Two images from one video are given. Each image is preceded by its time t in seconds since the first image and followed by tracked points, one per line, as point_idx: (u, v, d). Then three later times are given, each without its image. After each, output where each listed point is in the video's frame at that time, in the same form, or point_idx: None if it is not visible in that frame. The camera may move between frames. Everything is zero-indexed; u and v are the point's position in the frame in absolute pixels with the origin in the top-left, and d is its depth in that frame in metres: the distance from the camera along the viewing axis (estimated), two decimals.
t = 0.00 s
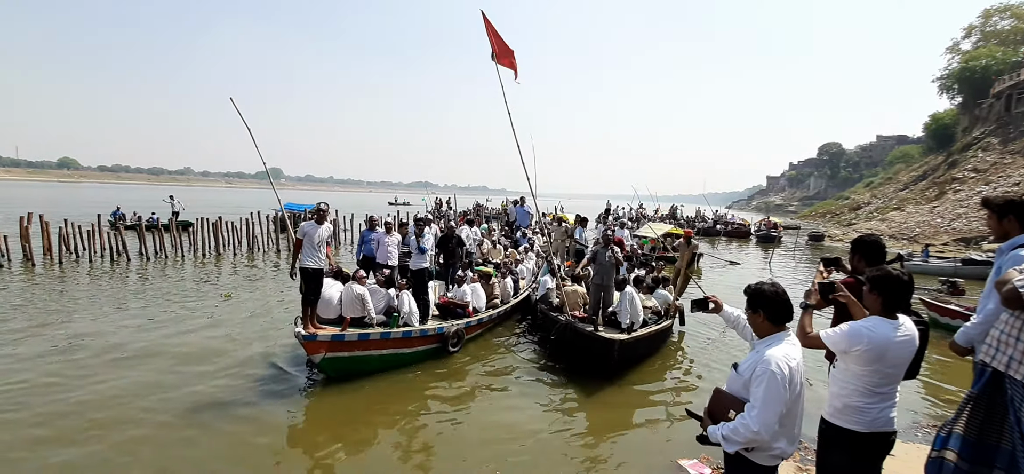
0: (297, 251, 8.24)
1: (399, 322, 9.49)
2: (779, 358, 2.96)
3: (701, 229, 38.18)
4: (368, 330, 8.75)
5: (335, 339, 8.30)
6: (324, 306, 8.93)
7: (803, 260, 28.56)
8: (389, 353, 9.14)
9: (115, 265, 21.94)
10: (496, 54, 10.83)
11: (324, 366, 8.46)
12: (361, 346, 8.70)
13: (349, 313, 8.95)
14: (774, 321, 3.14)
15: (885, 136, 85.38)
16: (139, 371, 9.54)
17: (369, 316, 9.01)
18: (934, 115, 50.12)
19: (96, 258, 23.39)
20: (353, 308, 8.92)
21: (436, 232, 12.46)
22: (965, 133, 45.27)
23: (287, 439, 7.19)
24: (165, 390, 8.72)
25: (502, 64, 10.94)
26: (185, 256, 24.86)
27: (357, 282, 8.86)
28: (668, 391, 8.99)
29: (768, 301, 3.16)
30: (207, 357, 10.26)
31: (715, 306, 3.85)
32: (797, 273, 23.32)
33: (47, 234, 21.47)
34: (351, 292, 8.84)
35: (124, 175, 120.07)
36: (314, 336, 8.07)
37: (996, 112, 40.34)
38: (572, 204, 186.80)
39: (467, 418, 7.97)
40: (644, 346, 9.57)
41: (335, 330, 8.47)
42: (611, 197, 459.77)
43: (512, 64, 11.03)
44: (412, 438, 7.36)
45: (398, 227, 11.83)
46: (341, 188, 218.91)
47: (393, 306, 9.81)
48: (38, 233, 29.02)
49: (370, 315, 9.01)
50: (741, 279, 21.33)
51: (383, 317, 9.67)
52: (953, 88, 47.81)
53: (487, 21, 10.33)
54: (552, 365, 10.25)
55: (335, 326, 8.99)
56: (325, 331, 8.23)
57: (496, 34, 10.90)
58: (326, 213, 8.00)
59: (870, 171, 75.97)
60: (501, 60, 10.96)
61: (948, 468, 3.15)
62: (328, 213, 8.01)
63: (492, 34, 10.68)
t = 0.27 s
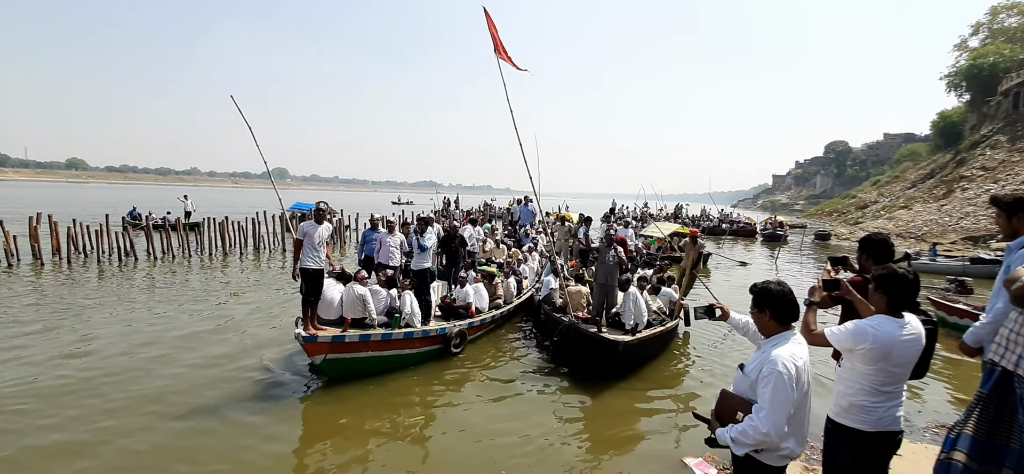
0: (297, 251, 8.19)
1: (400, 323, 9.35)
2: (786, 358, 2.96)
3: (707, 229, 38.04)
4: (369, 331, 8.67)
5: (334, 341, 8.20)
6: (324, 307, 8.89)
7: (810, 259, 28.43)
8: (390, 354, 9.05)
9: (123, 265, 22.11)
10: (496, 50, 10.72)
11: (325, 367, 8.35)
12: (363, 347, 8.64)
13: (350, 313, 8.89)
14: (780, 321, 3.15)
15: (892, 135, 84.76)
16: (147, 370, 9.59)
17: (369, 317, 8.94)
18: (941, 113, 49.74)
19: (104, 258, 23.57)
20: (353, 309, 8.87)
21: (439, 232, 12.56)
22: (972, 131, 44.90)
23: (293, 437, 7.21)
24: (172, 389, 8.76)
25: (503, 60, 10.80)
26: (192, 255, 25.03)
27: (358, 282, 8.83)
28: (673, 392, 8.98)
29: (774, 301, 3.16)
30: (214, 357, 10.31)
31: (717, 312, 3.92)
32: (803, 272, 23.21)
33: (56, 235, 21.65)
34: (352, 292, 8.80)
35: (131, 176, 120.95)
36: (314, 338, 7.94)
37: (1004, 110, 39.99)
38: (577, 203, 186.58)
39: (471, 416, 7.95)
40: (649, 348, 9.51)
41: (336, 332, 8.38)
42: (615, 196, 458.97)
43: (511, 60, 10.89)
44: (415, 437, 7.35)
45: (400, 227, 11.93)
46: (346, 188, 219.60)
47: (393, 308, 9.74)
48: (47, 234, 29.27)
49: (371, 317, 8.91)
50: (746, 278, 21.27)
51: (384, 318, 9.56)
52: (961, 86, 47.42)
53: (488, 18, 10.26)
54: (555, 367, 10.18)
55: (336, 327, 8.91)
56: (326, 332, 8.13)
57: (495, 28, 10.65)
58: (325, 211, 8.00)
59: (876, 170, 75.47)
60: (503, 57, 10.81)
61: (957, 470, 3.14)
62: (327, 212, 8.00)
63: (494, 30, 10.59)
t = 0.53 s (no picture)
0: (297, 251, 8.02)
1: (402, 324, 9.17)
2: (792, 358, 2.96)
3: (712, 228, 37.91)
4: (369, 332, 8.56)
5: (335, 342, 8.05)
6: (325, 308, 8.74)
7: (817, 258, 28.28)
8: (389, 356, 8.94)
9: (130, 264, 22.27)
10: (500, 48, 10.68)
11: (326, 368, 8.22)
12: (364, 349, 8.53)
13: (351, 315, 8.76)
14: (787, 320, 3.15)
15: (899, 133, 84.13)
16: (155, 370, 9.64)
17: (371, 318, 8.80)
18: (950, 111, 49.32)
19: (113, 257, 23.76)
20: (355, 310, 8.72)
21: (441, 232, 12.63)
22: (981, 129, 44.50)
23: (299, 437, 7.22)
24: (180, 389, 8.80)
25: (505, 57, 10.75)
26: (200, 255, 25.18)
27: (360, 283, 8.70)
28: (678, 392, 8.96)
29: (781, 300, 3.16)
30: (221, 357, 10.36)
31: (726, 313, 3.92)
32: (810, 272, 23.10)
33: (65, 234, 21.83)
34: (354, 293, 8.67)
35: (138, 176, 121.84)
36: (314, 339, 7.79)
37: (1014, 107, 39.59)
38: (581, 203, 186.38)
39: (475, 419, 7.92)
40: (654, 349, 9.39)
41: (337, 333, 8.24)
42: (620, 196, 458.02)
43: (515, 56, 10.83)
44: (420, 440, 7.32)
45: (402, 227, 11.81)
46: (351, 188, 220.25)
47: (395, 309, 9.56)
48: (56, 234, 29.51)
49: (372, 318, 8.76)
50: (753, 278, 21.19)
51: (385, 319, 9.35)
52: (970, 84, 47.00)
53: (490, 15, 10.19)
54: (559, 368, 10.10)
55: (336, 329, 8.78)
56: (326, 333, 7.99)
57: (501, 28, 10.75)
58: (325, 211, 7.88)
59: (884, 169, 74.94)
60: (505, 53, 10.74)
61: (965, 470, 3.13)
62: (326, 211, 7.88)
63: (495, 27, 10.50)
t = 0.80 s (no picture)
0: (297, 252, 7.86)
1: (404, 325, 9.02)
2: (798, 359, 2.97)
3: (719, 227, 37.76)
4: (371, 334, 8.48)
5: (336, 343, 7.96)
6: (326, 309, 8.62)
7: (824, 257, 28.13)
8: (391, 358, 8.82)
9: (140, 264, 22.47)
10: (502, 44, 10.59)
11: (328, 368, 8.13)
12: (367, 351, 8.47)
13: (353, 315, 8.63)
14: (794, 320, 3.16)
15: (908, 131, 83.44)
16: (165, 369, 9.72)
17: (373, 319, 8.68)
18: (959, 108, 48.88)
19: (121, 257, 23.96)
20: (356, 311, 8.62)
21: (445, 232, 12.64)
22: (991, 126, 44.09)
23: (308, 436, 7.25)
24: (190, 388, 8.87)
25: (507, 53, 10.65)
26: (207, 255, 25.35)
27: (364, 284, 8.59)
28: (683, 391, 8.93)
29: (789, 299, 3.16)
30: (231, 356, 10.42)
31: (739, 315, 3.90)
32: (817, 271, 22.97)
33: (75, 235, 22.04)
34: (356, 294, 8.58)
35: (146, 177, 122.76)
36: (315, 340, 7.69)
37: None
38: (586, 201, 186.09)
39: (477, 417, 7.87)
40: (660, 350, 9.26)
41: (338, 334, 8.17)
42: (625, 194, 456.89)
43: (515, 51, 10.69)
44: (425, 437, 7.29)
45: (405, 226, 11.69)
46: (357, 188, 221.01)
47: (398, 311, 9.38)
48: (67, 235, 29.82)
49: (374, 319, 8.64)
50: (760, 277, 21.10)
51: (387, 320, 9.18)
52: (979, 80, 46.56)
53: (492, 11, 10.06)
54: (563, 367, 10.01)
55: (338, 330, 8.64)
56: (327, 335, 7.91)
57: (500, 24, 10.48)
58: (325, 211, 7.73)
59: (892, 166, 74.37)
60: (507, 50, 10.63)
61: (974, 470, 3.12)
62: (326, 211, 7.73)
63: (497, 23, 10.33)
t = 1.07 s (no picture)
0: (297, 254, 7.83)
1: (406, 327, 8.96)
2: (804, 358, 2.95)
3: (724, 226, 37.61)
4: (372, 336, 8.42)
5: (336, 346, 7.93)
6: (327, 311, 8.61)
7: (831, 256, 27.97)
8: (391, 360, 8.73)
9: (147, 265, 22.64)
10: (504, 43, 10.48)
11: (328, 372, 8.11)
12: (368, 353, 8.40)
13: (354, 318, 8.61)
14: (801, 319, 3.14)
15: (915, 128, 82.75)
16: (173, 370, 9.76)
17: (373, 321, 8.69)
18: (967, 105, 48.46)
19: (129, 258, 24.14)
20: (358, 313, 8.62)
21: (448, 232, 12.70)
22: (1000, 124, 43.67)
23: (314, 437, 7.27)
24: (197, 388, 8.90)
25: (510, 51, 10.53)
26: (214, 255, 25.50)
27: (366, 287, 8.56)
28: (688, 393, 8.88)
29: (796, 299, 3.15)
30: (237, 356, 10.47)
31: (751, 314, 3.85)
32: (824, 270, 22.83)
33: (84, 236, 22.23)
34: (357, 296, 8.60)
35: (154, 178, 123.76)
36: (315, 343, 7.64)
37: None
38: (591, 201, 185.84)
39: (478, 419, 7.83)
40: (664, 352, 9.10)
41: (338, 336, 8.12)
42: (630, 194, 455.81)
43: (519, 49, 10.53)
44: (429, 438, 7.31)
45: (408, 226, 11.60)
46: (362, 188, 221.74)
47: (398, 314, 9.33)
48: (76, 236, 30.08)
49: (375, 321, 8.61)
50: (766, 277, 21.00)
51: (388, 322, 9.12)
52: (988, 77, 46.14)
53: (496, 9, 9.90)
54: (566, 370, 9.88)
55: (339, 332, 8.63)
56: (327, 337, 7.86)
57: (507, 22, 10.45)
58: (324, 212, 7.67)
59: (900, 164, 73.82)
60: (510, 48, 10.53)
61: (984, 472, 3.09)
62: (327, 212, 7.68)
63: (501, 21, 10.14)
